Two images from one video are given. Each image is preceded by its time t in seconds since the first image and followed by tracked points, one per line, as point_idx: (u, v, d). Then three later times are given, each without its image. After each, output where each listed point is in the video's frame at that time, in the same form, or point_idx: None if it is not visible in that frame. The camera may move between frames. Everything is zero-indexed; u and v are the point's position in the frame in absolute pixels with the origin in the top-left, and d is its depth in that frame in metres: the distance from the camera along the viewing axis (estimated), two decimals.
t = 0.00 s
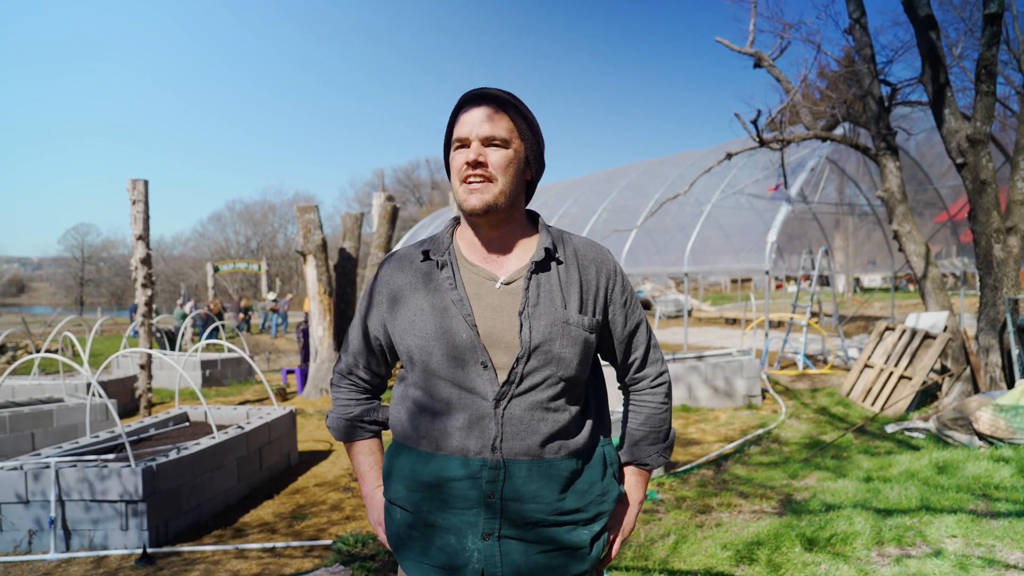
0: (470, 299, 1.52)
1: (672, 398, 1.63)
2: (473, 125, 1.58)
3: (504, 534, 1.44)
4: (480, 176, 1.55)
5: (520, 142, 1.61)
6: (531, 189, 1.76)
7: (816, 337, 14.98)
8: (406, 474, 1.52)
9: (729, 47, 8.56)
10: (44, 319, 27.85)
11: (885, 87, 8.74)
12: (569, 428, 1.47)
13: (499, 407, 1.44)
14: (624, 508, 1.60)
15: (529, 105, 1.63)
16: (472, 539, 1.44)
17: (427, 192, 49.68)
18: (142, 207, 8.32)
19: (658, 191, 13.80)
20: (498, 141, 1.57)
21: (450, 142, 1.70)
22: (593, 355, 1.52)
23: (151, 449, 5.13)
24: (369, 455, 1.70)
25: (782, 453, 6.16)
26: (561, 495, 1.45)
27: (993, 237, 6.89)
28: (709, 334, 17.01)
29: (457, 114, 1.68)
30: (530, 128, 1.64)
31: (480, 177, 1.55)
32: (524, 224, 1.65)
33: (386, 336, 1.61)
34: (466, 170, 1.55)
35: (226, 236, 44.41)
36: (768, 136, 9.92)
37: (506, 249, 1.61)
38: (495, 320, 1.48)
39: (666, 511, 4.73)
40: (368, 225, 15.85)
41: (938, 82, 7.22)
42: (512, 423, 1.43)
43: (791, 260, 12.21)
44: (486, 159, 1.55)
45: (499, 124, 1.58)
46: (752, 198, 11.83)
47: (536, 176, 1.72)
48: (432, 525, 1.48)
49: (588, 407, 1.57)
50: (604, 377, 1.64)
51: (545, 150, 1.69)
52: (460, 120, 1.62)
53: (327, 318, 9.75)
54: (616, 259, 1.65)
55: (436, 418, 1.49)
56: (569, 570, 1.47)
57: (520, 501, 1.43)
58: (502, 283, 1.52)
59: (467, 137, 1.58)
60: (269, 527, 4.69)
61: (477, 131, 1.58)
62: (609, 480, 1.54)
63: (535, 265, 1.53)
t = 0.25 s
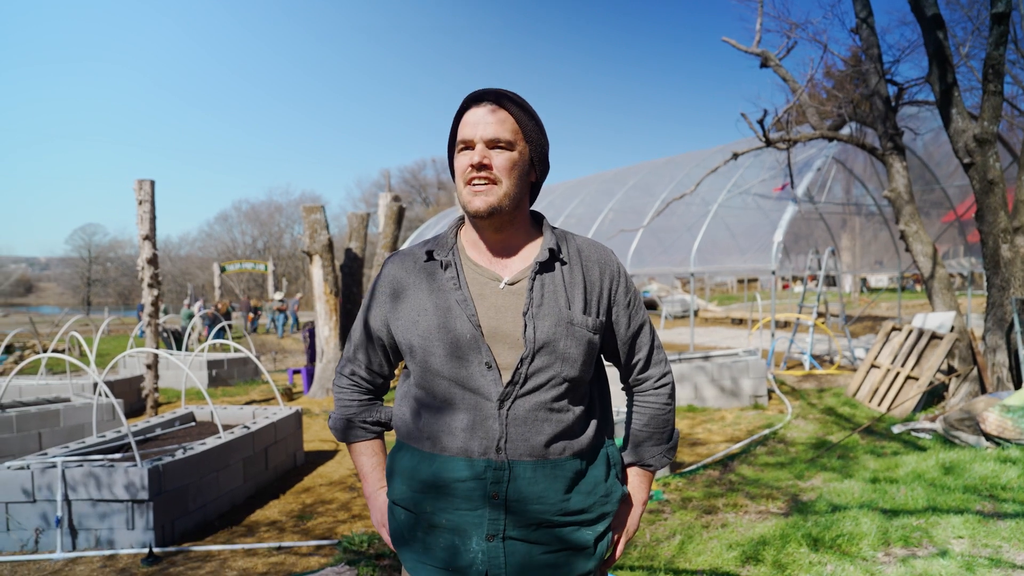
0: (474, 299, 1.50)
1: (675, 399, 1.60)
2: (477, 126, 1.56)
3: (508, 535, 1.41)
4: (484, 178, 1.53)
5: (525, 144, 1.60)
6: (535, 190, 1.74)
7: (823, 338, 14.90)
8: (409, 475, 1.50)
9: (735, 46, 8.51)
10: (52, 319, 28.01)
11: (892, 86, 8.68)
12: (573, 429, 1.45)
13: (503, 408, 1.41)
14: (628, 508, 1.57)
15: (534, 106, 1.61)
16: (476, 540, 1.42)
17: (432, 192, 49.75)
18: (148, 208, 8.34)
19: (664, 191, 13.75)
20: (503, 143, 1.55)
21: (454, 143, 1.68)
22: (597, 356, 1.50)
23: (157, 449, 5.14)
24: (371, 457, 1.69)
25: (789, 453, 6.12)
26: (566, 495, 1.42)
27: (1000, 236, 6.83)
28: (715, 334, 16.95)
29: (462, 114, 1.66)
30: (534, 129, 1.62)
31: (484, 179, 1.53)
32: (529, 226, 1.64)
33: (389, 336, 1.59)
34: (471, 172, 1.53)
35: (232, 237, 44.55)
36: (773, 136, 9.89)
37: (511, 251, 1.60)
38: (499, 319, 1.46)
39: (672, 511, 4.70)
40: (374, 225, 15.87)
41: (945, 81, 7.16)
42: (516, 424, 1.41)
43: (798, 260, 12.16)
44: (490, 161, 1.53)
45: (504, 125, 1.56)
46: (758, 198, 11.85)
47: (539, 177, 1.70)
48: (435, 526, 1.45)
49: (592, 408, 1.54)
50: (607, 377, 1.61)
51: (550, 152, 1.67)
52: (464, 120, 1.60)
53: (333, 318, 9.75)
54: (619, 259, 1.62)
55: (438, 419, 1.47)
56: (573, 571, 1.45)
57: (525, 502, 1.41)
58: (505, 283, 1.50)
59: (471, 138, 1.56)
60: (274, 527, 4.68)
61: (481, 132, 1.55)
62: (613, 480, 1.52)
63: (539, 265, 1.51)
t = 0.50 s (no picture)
0: (473, 297, 1.50)
1: (677, 399, 1.60)
2: (477, 127, 1.56)
3: (507, 535, 1.41)
4: (483, 177, 1.53)
5: (525, 143, 1.59)
6: (535, 190, 1.74)
7: (824, 338, 14.89)
8: (408, 474, 1.50)
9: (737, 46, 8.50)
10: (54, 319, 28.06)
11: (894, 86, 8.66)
12: (572, 428, 1.45)
13: (501, 407, 1.41)
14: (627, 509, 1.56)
15: (534, 106, 1.61)
16: (474, 539, 1.42)
17: (434, 192, 49.77)
18: (150, 208, 8.35)
19: (665, 191, 13.74)
20: (503, 143, 1.54)
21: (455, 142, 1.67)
22: (596, 356, 1.50)
23: (159, 449, 5.14)
24: (369, 454, 1.68)
25: (791, 453, 6.11)
26: (564, 495, 1.42)
27: (1002, 236, 6.81)
28: (716, 334, 16.94)
29: (463, 113, 1.66)
30: (535, 129, 1.61)
31: (483, 179, 1.53)
32: (529, 225, 1.63)
33: (388, 334, 1.59)
34: (470, 172, 1.53)
35: (234, 237, 44.59)
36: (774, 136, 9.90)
37: (510, 250, 1.60)
38: (498, 318, 1.46)
39: (674, 511, 4.70)
40: (375, 226, 15.88)
41: (947, 82, 7.14)
42: (513, 423, 1.41)
43: (799, 260, 12.15)
44: (490, 161, 1.53)
45: (504, 125, 1.56)
46: (760, 198, 11.84)
47: (540, 178, 1.70)
48: (433, 525, 1.45)
49: (592, 408, 1.54)
50: (607, 377, 1.61)
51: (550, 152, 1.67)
52: (465, 121, 1.60)
53: (335, 318, 9.75)
54: (620, 260, 1.62)
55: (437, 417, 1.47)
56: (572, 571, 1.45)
57: (522, 501, 1.40)
58: (504, 282, 1.50)
59: (471, 138, 1.56)
60: (276, 527, 4.68)
61: (481, 132, 1.55)
62: (613, 481, 1.52)
63: (539, 264, 1.51)
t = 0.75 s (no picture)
0: (470, 297, 1.50)
1: (677, 402, 1.59)
2: (473, 128, 1.56)
3: (502, 535, 1.41)
4: (479, 178, 1.53)
5: (522, 143, 1.59)
6: (536, 191, 1.73)
7: (825, 338, 14.89)
8: (403, 473, 1.50)
9: (737, 47, 8.50)
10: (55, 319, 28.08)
11: (895, 86, 8.65)
12: (568, 429, 1.44)
13: (496, 407, 1.41)
14: (626, 510, 1.56)
15: (533, 105, 1.61)
16: (470, 538, 1.42)
17: (435, 192, 49.79)
18: (151, 208, 8.36)
19: (666, 191, 13.74)
20: (499, 144, 1.55)
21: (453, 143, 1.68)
22: (593, 356, 1.49)
23: (160, 449, 5.15)
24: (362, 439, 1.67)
25: (791, 454, 6.11)
26: (562, 497, 1.41)
27: (1003, 236, 6.80)
28: (717, 334, 16.94)
29: (461, 115, 1.66)
30: (532, 129, 1.61)
31: (478, 180, 1.53)
32: (527, 225, 1.63)
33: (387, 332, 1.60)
34: (465, 172, 1.54)
35: (235, 237, 44.62)
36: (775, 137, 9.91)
37: (506, 249, 1.59)
38: (494, 318, 1.46)
39: (675, 511, 4.70)
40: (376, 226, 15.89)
41: (948, 82, 7.14)
42: (509, 424, 1.41)
43: (800, 260, 12.15)
44: (485, 162, 1.53)
45: (500, 125, 1.56)
46: (761, 198, 11.83)
47: (540, 178, 1.69)
48: (428, 524, 1.45)
49: (590, 409, 1.54)
50: (607, 378, 1.61)
51: (549, 152, 1.67)
52: (461, 123, 1.60)
53: (335, 318, 9.75)
54: (621, 261, 1.61)
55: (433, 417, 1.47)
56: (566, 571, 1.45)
57: (518, 501, 1.40)
58: (501, 282, 1.50)
59: (466, 139, 1.57)
60: (277, 527, 4.69)
61: (476, 133, 1.55)
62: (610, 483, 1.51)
63: (537, 264, 1.51)
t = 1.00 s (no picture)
0: (467, 295, 1.51)
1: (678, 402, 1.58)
2: (472, 126, 1.56)
3: (493, 532, 1.41)
4: (476, 177, 1.53)
5: (519, 141, 1.58)
6: (535, 190, 1.73)
7: (826, 338, 14.87)
8: (398, 470, 1.51)
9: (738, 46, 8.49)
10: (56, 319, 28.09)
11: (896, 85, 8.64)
12: (563, 428, 1.44)
13: (491, 404, 1.42)
14: (624, 510, 1.54)
15: (530, 103, 1.60)
16: (462, 535, 1.42)
17: (435, 192, 49.78)
18: (151, 207, 8.36)
19: (667, 190, 13.73)
20: (496, 143, 1.54)
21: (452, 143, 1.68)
22: (590, 354, 1.48)
23: (161, 448, 5.15)
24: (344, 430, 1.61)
25: (792, 453, 6.11)
26: (554, 495, 1.41)
27: (1005, 236, 6.80)
28: (717, 334, 16.94)
29: (460, 114, 1.66)
30: (531, 127, 1.61)
31: (476, 179, 1.53)
32: (525, 223, 1.62)
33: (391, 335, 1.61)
34: (463, 171, 1.54)
35: (235, 237, 44.63)
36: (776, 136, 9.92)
37: (504, 247, 1.58)
38: (490, 316, 1.46)
39: (675, 511, 4.69)
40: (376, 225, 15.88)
41: (950, 81, 7.13)
42: (504, 421, 1.41)
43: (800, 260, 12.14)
44: (482, 161, 1.53)
45: (497, 124, 1.55)
46: (761, 198, 11.83)
47: (538, 176, 1.68)
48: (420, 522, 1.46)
49: (588, 408, 1.53)
50: (607, 377, 1.61)
51: (547, 150, 1.66)
52: (460, 121, 1.60)
53: (336, 317, 9.75)
54: (621, 260, 1.61)
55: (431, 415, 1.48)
56: (560, 570, 1.44)
57: (510, 499, 1.40)
58: (497, 280, 1.51)
59: (464, 138, 1.56)
60: (277, 527, 4.69)
61: (474, 131, 1.55)
62: (606, 483, 1.50)
63: (533, 262, 1.51)
